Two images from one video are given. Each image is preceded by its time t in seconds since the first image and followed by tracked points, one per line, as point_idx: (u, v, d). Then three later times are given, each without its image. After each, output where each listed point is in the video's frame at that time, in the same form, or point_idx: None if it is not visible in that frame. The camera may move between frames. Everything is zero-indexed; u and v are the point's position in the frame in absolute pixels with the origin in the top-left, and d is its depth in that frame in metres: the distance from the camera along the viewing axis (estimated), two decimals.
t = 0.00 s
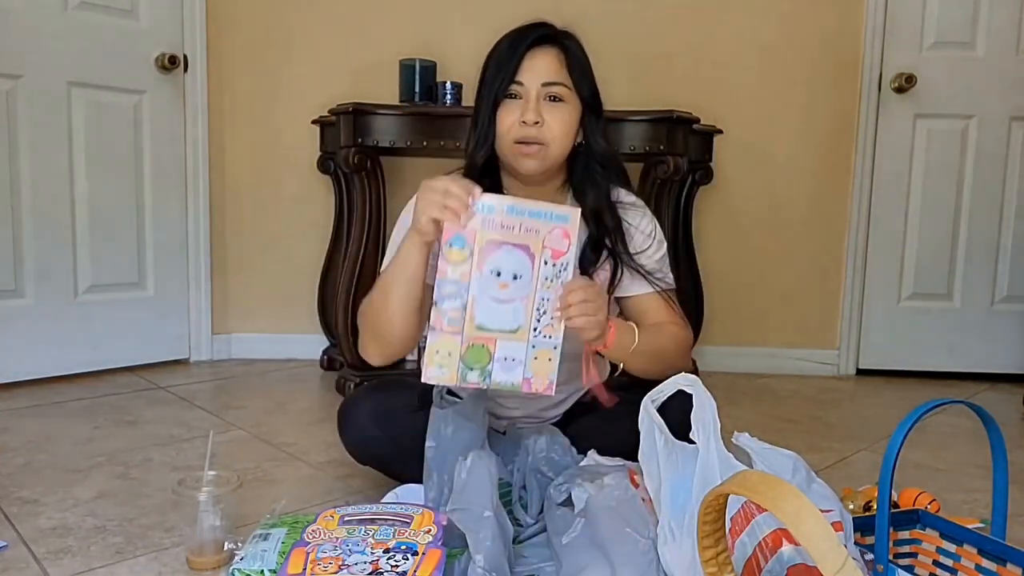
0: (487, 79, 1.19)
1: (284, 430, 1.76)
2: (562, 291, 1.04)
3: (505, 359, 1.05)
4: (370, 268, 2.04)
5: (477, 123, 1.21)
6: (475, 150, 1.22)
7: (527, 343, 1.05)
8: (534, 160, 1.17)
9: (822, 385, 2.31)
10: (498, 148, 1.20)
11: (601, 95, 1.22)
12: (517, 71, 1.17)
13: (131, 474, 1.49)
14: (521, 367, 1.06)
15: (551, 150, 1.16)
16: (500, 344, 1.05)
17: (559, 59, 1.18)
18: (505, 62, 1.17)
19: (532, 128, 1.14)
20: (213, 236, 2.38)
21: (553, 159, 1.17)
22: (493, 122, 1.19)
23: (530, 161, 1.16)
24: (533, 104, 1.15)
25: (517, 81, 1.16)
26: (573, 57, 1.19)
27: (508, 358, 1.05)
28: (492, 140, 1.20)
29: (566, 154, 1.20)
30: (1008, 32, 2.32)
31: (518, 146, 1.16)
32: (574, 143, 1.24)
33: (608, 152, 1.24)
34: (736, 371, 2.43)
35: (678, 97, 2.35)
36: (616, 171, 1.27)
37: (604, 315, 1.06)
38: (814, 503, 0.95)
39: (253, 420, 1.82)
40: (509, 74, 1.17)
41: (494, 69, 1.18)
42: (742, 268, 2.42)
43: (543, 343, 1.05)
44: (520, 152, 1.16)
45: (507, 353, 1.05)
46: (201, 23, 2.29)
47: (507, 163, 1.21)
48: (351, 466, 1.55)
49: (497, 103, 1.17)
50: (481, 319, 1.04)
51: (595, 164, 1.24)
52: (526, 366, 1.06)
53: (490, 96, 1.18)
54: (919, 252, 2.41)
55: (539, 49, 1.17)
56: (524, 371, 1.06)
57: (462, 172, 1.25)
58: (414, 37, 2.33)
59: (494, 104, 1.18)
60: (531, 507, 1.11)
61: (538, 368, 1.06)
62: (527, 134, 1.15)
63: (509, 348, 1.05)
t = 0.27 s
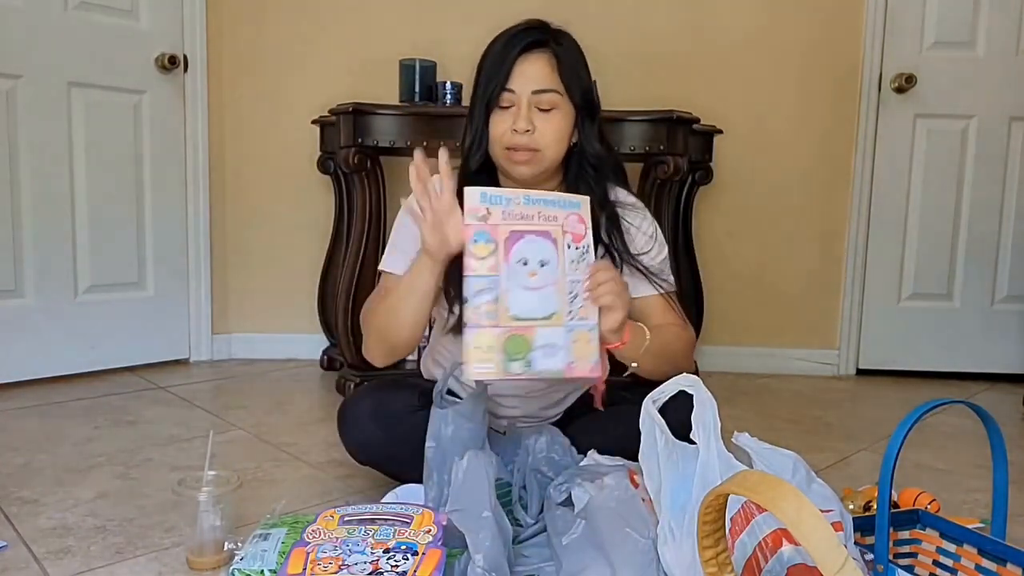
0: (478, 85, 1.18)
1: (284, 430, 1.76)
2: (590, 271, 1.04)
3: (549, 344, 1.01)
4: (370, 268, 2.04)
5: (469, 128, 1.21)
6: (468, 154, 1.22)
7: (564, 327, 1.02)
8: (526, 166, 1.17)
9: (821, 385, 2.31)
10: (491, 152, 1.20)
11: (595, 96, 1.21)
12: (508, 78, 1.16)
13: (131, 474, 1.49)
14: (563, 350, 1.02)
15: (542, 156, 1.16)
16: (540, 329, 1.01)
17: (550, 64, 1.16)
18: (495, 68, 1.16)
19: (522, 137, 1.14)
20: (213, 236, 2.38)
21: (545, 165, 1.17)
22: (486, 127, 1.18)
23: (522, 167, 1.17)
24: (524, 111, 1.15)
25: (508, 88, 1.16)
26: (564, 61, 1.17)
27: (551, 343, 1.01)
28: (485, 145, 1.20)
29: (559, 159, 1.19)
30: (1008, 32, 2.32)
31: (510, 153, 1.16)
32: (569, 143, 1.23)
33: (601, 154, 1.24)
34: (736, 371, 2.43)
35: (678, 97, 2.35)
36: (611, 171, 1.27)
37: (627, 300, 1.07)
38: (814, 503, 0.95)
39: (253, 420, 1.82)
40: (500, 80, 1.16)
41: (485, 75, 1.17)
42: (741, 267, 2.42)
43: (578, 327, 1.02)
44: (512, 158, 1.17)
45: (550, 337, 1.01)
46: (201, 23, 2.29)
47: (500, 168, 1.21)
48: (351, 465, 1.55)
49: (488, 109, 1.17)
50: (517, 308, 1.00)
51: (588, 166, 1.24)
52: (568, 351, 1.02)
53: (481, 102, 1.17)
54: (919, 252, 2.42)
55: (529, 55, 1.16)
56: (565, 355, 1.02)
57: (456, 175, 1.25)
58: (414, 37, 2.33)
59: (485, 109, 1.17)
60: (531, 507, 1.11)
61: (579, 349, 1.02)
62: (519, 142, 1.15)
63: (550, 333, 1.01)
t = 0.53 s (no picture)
0: (477, 87, 1.19)
1: (284, 431, 1.76)
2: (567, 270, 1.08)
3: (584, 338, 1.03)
4: (370, 269, 2.04)
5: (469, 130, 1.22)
6: (467, 155, 1.23)
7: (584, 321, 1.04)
8: (523, 169, 1.17)
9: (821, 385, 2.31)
10: (489, 154, 1.21)
11: (594, 98, 1.20)
12: (505, 81, 1.16)
13: (131, 474, 1.49)
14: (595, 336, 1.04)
15: (539, 159, 1.16)
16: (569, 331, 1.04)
17: (548, 67, 1.16)
18: (493, 71, 1.16)
19: (519, 140, 1.15)
20: (213, 236, 2.38)
21: (543, 167, 1.17)
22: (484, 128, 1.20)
23: (519, 170, 1.17)
24: (521, 114, 1.15)
25: (505, 91, 1.16)
26: (563, 64, 1.17)
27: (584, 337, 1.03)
28: (483, 147, 1.21)
29: (558, 161, 1.20)
30: (1008, 32, 2.32)
31: (507, 156, 1.16)
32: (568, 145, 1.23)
33: (601, 156, 1.23)
34: (736, 371, 2.43)
35: (678, 97, 2.35)
36: (611, 173, 1.26)
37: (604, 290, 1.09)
38: (814, 503, 0.95)
39: (253, 420, 1.82)
40: (497, 83, 1.16)
41: (483, 78, 1.18)
42: (741, 267, 2.42)
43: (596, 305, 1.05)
44: (509, 162, 1.17)
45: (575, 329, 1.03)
46: (201, 23, 2.29)
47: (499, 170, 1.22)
48: (351, 465, 1.55)
49: (486, 111, 1.18)
50: (536, 339, 1.03)
51: (587, 168, 1.24)
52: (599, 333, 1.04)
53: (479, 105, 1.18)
54: (919, 252, 2.41)
55: (527, 58, 1.16)
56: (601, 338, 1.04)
57: (456, 176, 1.26)
58: (414, 37, 2.33)
59: (483, 112, 1.18)
60: (531, 507, 1.11)
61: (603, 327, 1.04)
62: (515, 145, 1.15)
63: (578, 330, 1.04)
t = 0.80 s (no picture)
0: (476, 89, 1.17)
1: (285, 431, 1.76)
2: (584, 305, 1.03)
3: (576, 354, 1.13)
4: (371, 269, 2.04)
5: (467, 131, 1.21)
6: (466, 158, 1.22)
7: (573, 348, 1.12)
8: (523, 172, 1.17)
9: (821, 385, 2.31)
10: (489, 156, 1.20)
11: (593, 100, 1.19)
12: (504, 84, 1.15)
13: (131, 474, 1.49)
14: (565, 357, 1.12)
15: (539, 162, 1.16)
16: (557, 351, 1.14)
17: (548, 71, 1.15)
18: (492, 74, 1.15)
19: (518, 143, 1.14)
20: (213, 236, 2.38)
21: (542, 170, 1.17)
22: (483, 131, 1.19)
23: (519, 174, 1.17)
24: (521, 119, 1.14)
25: (505, 95, 1.15)
26: (563, 67, 1.16)
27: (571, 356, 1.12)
28: (483, 148, 1.20)
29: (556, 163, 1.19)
30: (1008, 32, 2.32)
31: (506, 159, 1.16)
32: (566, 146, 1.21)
33: (598, 158, 1.22)
34: (736, 371, 2.43)
35: (678, 98, 2.35)
36: (609, 173, 1.25)
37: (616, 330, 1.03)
38: (814, 503, 0.95)
39: (253, 420, 1.82)
40: (496, 86, 1.15)
41: (482, 80, 1.16)
42: (741, 267, 2.42)
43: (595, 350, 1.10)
44: (509, 166, 1.17)
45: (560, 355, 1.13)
46: (201, 23, 2.29)
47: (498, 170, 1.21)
48: (351, 466, 1.55)
49: (485, 114, 1.17)
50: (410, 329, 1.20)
51: (585, 170, 1.22)
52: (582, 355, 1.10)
53: (478, 107, 1.17)
54: (919, 252, 2.42)
55: (526, 61, 1.15)
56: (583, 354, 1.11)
57: (455, 176, 1.26)
58: (414, 37, 2.33)
59: (482, 114, 1.17)
60: (531, 507, 1.11)
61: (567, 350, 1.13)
62: (515, 148, 1.15)
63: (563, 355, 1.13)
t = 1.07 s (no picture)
0: (477, 94, 1.17)
1: (285, 431, 1.76)
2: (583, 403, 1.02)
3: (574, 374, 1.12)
4: (371, 269, 2.04)
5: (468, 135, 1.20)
6: (467, 161, 1.22)
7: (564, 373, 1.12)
8: (525, 177, 1.18)
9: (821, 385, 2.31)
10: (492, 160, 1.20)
11: (593, 100, 1.20)
12: (507, 89, 1.14)
13: (131, 474, 1.49)
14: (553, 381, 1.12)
15: (542, 166, 1.17)
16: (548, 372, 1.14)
17: (550, 74, 1.15)
18: (494, 78, 1.15)
19: (522, 148, 1.15)
20: (213, 236, 2.38)
21: (545, 173, 1.18)
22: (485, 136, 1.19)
23: (522, 178, 1.17)
24: (525, 124, 1.14)
25: (508, 100, 1.15)
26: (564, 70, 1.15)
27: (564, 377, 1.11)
28: (484, 152, 1.20)
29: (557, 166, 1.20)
30: (1008, 32, 2.32)
31: (509, 163, 1.16)
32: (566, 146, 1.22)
33: (597, 159, 1.23)
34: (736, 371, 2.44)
35: (678, 97, 2.35)
36: (607, 172, 1.26)
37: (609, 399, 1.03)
38: (814, 503, 0.95)
39: (253, 420, 1.82)
40: (499, 91, 1.15)
41: (483, 85, 1.16)
42: (741, 267, 2.42)
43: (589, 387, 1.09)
44: (513, 169, 1.17)
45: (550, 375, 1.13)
46: (201, 23, 2.28)
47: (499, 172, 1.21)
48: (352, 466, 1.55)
49: (487, 118, 1.17)
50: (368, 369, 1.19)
51: (584, 170, 1.24)
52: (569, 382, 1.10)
53: (481, 112, 1.17)
54: (919, 252, 2.41)
55: (529, 65, 1.14)
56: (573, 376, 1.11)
57: (456, 178, 1.26)
58: (414, 37, 2.33)
59: (484, 118, 1.17)
60: (531, 507, 1.10)
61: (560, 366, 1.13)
62: (518, 152, 1.15)
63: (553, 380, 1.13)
